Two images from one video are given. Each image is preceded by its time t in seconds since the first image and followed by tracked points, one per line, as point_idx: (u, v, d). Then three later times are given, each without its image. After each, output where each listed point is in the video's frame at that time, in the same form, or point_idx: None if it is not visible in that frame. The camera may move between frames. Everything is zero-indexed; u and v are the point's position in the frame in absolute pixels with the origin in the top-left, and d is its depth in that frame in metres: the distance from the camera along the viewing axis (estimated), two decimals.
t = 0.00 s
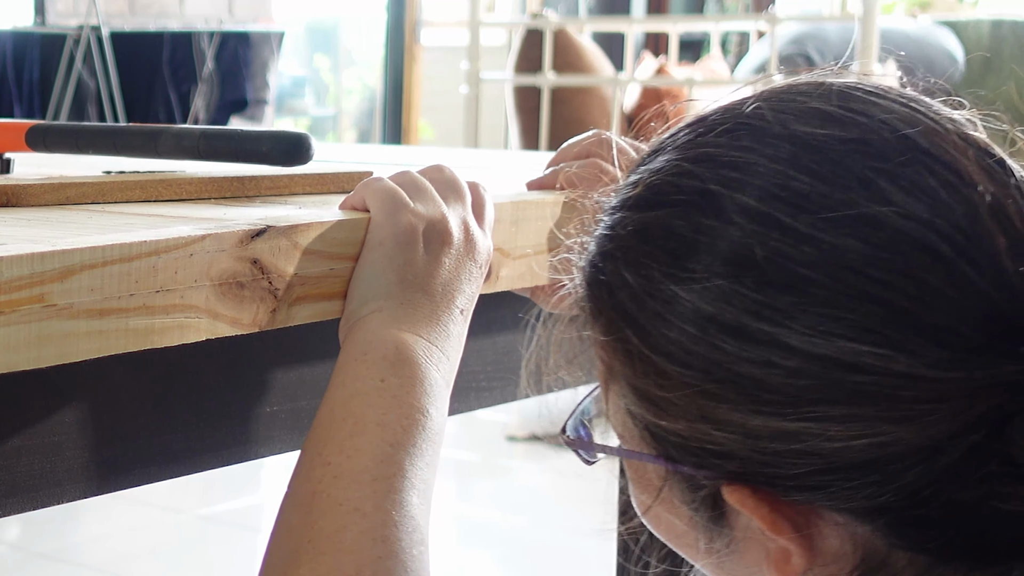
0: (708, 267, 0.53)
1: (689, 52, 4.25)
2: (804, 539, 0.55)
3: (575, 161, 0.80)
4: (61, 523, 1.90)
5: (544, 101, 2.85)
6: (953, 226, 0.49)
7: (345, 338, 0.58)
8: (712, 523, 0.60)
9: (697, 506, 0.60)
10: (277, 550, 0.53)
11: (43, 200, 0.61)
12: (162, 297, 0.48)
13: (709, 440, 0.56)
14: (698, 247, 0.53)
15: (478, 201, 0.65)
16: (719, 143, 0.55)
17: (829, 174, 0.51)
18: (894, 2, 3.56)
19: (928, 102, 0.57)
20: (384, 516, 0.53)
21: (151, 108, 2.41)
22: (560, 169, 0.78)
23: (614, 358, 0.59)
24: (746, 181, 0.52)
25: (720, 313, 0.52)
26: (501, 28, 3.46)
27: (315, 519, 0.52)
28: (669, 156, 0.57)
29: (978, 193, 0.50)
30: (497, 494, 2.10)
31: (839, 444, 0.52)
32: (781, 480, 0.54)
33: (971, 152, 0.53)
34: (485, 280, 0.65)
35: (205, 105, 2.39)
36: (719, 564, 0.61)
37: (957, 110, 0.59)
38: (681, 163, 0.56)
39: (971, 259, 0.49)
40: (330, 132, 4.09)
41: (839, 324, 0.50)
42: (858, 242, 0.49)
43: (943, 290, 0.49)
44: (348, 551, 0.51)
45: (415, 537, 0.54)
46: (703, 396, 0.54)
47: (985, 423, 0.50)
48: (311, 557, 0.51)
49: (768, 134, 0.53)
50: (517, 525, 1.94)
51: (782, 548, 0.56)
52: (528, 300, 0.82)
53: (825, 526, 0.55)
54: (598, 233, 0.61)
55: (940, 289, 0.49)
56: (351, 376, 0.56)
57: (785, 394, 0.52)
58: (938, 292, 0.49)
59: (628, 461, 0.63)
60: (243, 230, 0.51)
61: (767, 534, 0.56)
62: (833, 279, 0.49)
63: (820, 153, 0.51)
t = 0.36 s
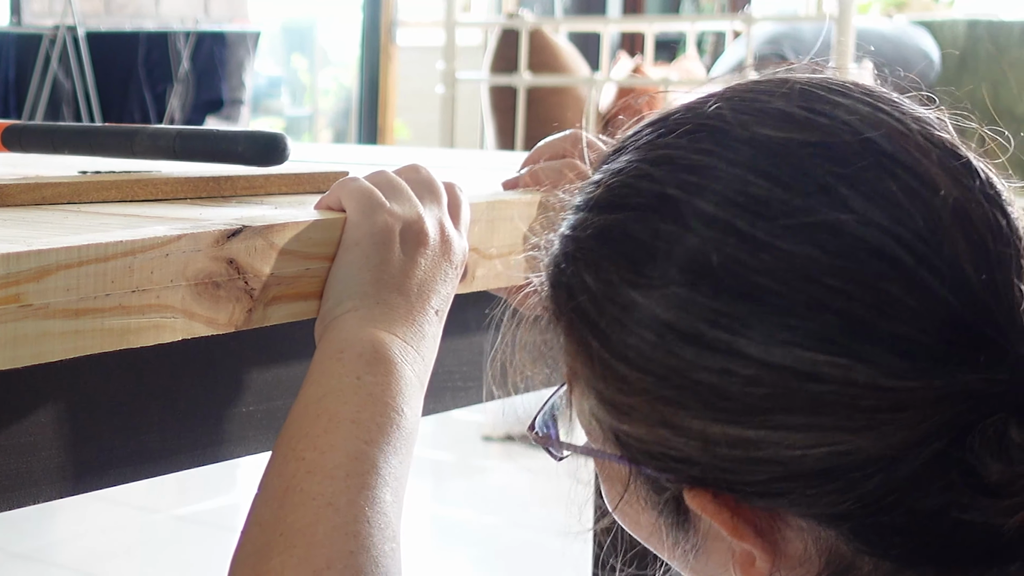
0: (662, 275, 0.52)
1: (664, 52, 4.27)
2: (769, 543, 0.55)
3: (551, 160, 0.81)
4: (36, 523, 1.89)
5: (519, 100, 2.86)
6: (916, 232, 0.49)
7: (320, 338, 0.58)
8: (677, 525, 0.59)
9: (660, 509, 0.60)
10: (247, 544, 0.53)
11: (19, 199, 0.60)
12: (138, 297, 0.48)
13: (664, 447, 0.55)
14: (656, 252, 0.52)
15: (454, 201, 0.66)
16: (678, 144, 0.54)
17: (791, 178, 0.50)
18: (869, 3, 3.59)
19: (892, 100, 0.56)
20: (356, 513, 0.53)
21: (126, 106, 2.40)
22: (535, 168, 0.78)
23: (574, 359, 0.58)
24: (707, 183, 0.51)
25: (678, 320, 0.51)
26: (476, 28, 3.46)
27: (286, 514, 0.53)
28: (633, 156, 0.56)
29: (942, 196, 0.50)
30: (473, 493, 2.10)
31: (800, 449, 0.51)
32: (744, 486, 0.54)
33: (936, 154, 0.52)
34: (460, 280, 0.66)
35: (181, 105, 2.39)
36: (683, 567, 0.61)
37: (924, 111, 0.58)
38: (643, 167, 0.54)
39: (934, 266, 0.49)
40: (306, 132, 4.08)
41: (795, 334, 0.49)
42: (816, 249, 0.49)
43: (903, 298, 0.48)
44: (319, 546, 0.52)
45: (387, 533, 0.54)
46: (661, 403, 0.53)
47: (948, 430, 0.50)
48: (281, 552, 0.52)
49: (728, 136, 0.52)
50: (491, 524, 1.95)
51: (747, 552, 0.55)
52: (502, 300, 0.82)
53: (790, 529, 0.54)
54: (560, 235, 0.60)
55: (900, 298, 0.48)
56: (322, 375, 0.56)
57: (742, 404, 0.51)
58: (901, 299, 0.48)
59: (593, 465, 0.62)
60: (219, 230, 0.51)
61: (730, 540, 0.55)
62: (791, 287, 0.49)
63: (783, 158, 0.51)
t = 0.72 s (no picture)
0: (620, 329, 0.53)
1: (670, 52, 4.28)
2: None
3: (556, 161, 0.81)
4: (40, 523, 1.89)
5: (524, 100, 2.86)
6: (867, 274, 0.48)
7: (325, 338, 0.58)
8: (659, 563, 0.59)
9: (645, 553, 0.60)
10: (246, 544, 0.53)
11: (25, 200, 0.60)
12: (143, 297, 0.48)
13: (635, 499, 0.56)
14: (612, 304, 0.53)
15: (459, 201, 0.66)
16: (624, 184, 0.55)
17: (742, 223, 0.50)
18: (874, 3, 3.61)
19: (851, 124, 0.55)
20: (352, 518, 0.52)
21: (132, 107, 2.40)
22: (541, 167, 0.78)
23: (545, 409, 0.59)
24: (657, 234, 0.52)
25: (630, 374, 0.52)
26: (482, 28, 3.46)
27: (283, 517, 0.52)
28: (579, 198, 0.58)
29: (896, 230, 0.49)
30: (476, 494, 2.10)
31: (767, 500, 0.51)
32: (718, 534, 0.53)
33: (891, 185, 0.51)
34: (465, 280, 0.65)
35: (187, 105, 2.40)
36: None
37: (887, 130, 0.57)
38: (588, 212, 0.56)
39: (886, 307, 0.48)
40: (313, 132, 4.02)
41: (747, 385, 0.50)
42: (764, 297, 0.49)
43: (852, 342, 0.48)
44: (312, 552, 0.51)
45: (383, 539, 0.53)
46: (624, 454, 0.54)
47: (919, 471, 0.50)
48: (275, 557, 0.51)
49: (677, 177, 0.53)
50: (494, 525, 1.95)
51: None
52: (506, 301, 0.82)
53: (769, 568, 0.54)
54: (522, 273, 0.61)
55: (851, 344, 0.48)
56: (325, 376, 0.56)
57: (702, 454, 0.52)
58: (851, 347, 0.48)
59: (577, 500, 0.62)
60: (224, 230, 0.51)
61: None
62: (739, 338, 0.49)
63: (729, 204, 0.50)
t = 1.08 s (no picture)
0: (599, 347, 0.53)
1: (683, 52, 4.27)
2: None
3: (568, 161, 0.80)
4: (56, 523, 1.90)
5: (538, 101, 2.86)
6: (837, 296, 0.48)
7: (339, 338, 0.58)
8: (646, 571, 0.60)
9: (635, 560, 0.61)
10: (252, 538, 0.53)
11: (39, 200, 0.60)
12: (157, 297, 0.48)
13: (617, 510, 0.57)
14: (594, 321, 0.53)
15: (473, 200, 0.65)
16: (602, 196, 0.55)
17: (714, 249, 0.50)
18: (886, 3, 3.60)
19: (834, 137, 0.54)
20: (359, 516, 0.52)
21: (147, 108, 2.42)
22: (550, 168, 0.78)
23: (532, 419, 0.59)
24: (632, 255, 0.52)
25: (603, 389, 0.53)
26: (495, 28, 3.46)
27: (290, 514, 0.52)
28: (564, 207, 0.58)
29: (872, 248, 0.48)
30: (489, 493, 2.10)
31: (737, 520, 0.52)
32: (694, 545, 0.55)
33: (868, 200, 0.50)
34: (480, 280, 0.65)
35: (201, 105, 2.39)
36: None
37: (875, 141, 0.55)
38: (572, 226, 0.56)
39: (856, 326, 0.48)
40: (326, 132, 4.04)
41: (715, 403, 0.50)
42: (731, 315, 0.49)
43: (820, 362, 0.48)
44: (317, 548, 0.51)
45: (391, 537, 0.53)
46: (601, 465, 0.55)
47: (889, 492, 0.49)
48: (281, 551, 0.51)
49: (650, 191, 0.53)
50: (507, 525, 1.95)
51: None
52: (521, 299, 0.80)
53: None
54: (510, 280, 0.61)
55: (817, 363, 0.48)
56: (337, 375, 0.56)
57: (673, 470, 0.52)
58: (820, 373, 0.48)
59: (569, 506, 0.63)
60: (238, 230, 0.51)
61: None
62: (708, 355, 0.49)
63: (700, 232, 0.50)
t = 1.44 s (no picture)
0: (571, 355, 0.53)
1: (696, 52, 4.27)
2: None
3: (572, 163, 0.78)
4: (71, 523, 1.91)
5: (552, 100, 2.86)
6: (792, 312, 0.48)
7: (351, 339, 0.58)
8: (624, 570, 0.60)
9: (617, 563, 0.61)
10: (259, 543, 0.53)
11: (52, 200, 0.60)
12: (170, 298, 0.48)
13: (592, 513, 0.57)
14: (571, 332, 0.53)
15: (486, 202, 0.65)
16: (575, 206, 0.55)
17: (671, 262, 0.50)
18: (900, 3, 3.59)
19: (802, 150, 0.54)
20: (362, 524, 0.52)
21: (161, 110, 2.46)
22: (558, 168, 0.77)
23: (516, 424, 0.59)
24: (599, 267, 0.53)
25: (571, 398, 0.53)
26: (508, 28, 3.46)
27: (293, 521, 0.52)
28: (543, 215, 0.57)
29: (830, 256, 0.48)
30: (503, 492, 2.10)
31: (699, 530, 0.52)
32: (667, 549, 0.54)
33: (827, 213, 0.50)
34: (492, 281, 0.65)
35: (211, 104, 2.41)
36: None
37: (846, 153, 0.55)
38: (545, 237, 0.55)
39: (812, 336, 0.47)
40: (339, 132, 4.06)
41: (673, 411, 0.50)
42: (685, 324, 0.49)
43: (773, 373, 0.48)
44: (314, 557, 0.51)
45: (394, 544, 0.53)
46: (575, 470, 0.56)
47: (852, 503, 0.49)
48: (280, 562, 0.51)
49: (618, 204, 0.53)
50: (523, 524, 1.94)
51: None
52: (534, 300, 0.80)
53: None
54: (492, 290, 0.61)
55: (771, 373, 0.48)
56: (344, 379, 0.56)
57: (638, 476, 0.52)
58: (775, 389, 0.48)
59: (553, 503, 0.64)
60: (251, 230, 0.51)
61: None
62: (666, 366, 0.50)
63: (654, 248, 0.51)
